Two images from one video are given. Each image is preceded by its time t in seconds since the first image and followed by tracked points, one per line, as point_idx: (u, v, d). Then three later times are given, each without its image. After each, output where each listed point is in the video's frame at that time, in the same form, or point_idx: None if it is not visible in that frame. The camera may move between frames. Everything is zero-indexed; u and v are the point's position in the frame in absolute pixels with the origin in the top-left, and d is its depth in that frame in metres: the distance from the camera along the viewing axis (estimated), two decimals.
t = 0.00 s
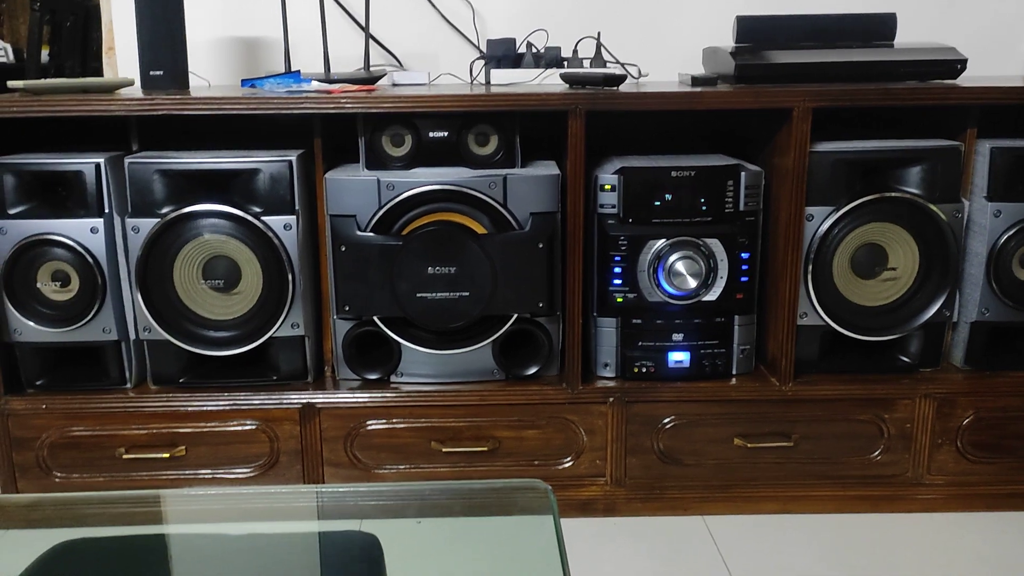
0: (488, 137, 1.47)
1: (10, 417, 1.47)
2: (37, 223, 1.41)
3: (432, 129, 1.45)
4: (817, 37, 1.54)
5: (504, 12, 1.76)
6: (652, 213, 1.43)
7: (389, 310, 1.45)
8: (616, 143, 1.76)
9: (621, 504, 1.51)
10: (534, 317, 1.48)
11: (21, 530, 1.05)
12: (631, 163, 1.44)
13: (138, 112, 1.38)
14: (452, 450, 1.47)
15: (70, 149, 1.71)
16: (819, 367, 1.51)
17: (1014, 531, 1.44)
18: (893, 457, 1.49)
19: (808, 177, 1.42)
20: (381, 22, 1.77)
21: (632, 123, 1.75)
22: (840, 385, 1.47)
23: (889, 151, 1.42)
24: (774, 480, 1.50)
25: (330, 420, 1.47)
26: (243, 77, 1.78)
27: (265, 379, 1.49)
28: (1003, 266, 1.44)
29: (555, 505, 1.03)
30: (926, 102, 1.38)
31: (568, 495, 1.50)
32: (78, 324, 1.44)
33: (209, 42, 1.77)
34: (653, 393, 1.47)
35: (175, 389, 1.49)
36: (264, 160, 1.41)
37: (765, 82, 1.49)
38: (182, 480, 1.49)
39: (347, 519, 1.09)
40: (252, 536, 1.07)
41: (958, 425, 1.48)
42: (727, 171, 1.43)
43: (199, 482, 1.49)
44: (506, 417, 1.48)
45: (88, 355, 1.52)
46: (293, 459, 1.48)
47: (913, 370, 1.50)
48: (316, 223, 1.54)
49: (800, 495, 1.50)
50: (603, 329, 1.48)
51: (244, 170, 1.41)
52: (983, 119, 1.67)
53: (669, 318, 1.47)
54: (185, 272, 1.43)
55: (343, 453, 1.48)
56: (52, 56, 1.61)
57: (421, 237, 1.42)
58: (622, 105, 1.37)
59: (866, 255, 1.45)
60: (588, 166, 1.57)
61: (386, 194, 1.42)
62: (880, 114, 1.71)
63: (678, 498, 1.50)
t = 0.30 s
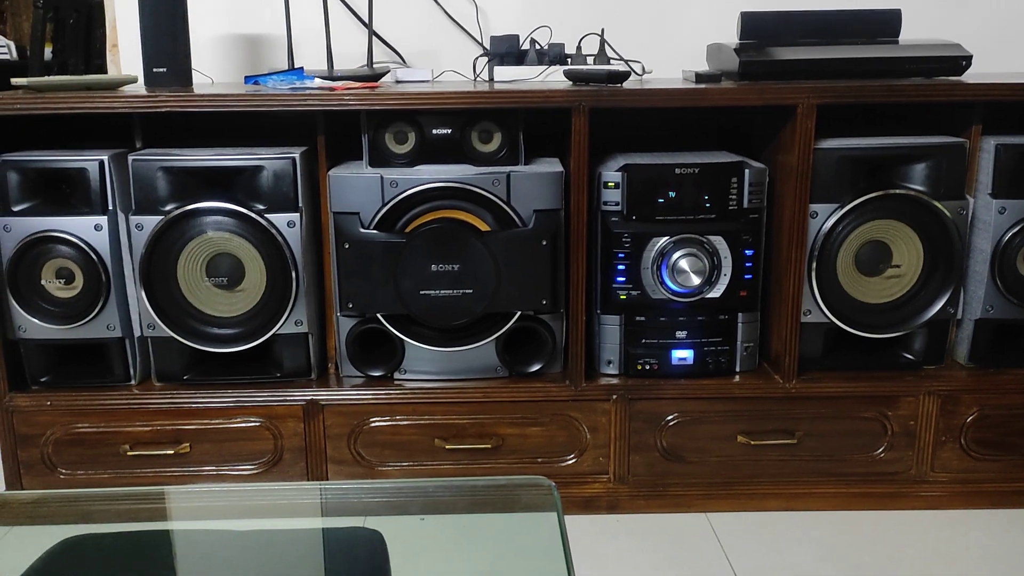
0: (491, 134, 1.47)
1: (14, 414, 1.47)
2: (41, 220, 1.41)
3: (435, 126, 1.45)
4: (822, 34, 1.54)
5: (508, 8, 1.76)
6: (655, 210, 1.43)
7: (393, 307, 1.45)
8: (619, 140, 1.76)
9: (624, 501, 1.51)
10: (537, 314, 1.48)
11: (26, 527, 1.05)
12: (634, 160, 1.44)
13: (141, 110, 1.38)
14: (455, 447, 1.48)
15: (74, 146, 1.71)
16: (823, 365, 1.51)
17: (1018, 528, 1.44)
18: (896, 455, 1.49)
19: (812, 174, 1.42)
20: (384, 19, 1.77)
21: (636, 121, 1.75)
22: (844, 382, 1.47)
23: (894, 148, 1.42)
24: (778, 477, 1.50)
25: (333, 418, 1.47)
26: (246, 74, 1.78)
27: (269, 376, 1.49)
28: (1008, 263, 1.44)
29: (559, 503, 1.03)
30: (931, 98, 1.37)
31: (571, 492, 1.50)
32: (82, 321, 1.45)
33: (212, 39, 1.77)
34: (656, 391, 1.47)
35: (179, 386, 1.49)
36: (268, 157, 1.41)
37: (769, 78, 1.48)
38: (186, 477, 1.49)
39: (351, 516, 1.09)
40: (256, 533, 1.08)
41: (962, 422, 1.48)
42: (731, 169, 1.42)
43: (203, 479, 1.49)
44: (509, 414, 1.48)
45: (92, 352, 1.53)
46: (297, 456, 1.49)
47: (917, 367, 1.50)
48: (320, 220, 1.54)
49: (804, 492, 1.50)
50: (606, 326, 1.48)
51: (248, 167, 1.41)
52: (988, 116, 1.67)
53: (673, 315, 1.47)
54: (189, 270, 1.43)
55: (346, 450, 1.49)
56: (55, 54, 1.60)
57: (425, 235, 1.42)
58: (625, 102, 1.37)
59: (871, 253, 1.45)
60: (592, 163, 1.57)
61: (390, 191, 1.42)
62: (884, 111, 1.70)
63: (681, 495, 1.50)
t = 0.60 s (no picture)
0: (492, 132, 1.47)
1: (16, 412, 1.47)
2: (42, 218, 1.41)
3: (436, 123, 1.45)
4: (822, 31, 1.54)
5: (509, 6, 1.76)
6: (656, 208, 1.43)
7: (394, 305, 1.45)
8: (620, 138, 1.76)
9: (625, 498, 1.51)
10: (538, 311, 1.48)
11: (28, 523, 1.04)
12: (635, 158, 1.44)
13: (142, 107, 1.38)
14: (456, 445, 1.48)
15: (75, 144, 1.71)
16: (823, 362, 1.51)
17: (1017, 525, 1.45)
18: (897, 452, 1.49)
19: (813, 172, 1.42)
20: (385, 17, 1.77)
21: (637, 118, 1.75)
22: (844, 379, 1.47)
23: (895, 146, 1.42)
24: (778, 475, 1.50)
25: (335, 415, 1.47)
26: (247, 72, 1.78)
27: (270, 374, 1.50)
28: (1008, 260, 1.44)
29: (560, 499, 1.04)
30: (932, 96, 1.38)
31: (572, 489, 1.50)
32: (84, 319, 1.45)
33: (213, 37, 1.77)
34: (657, 388, 1.47)
35: (181, 384, 1.49)
36: (269, 155, 1.41)
37: (770, 76, 1.49)
38: (188, 475, 1.49)
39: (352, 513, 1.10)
40: (257, 530, 1.08)
41: (962, 419, 1.48)
42: (732, 166, 1.43)
43: (204, 476, 1.49)
44: (510, 412, 1.48)
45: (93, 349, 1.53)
46: (298, 454, 1.49)
47: (918, 365, 1.50)
48: (321, 218, 1.54)
49: (804, 489, 1.50)
50: (607, 323, 1.48)
51: (249, 165, 1.42)
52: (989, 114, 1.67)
53: (673, 313, 1.47)
54: (190, 267, 1.43)
55: (347, 447, 1.49)
56: (57, 51, 1.60)
57: (426, 232, 1.42)
58: (627, 100, 1.37)
59: (871, 250, 1.45)
60: (593, 161, 1.57)
61: (391, 189, 1.42)
62: (885, 109, 1.70)
63: (682, 492, 1.51)
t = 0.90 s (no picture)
0: (490, 131, 1.47)
1: (14, 412, 1.47)
2: (40, 217, 1.41)
3: (434, 123, 1.45)
4: (820, 31, 1.54)
5: (507, 6, 1.76)
6: (654, 207, 1.43)
7: (392, 304, 1.45)
8: (618, 138, 1.77)
9: (623, 497, 1.51)
10: (536, 311, 1.48)
11: (26, 524, 1.04)
12: (633, 157, 1.45)
13: (140, 107, 1.38)
14: (454, 444, 1.48)
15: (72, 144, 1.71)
16: (821, 361, 1.51)
17: (1014, 524, 1.45)
18: (894, 451, 1.49)
19: (810, 171, 1.42)
20: (383, 17, 1.77)
21: (635, 118, 1.76)
22: (842, 378, 1.48)
23: (892, 145, 1.42)
24: (776, 474, 1.50)
25: (333, 415, 1.48)
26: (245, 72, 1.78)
27: (268, 373, 1.50)
28: (1004, 259, 1.45)
29: (554, 499, 1.05)
30: (928, 96, 1.38)
31: (570, 489, 1.50)
32: (82, 319, 1.45)
33: (211, 37, 1.77)
34: (655, 387, 1.47)
35: (179, 383, 1.49)
36: (267, 155, 1.41)
37: (767, 75, 1.49)
38: (185, 475, 1.49)
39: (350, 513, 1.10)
40: (256, 529, 1.08)
41: (959, 418, 1.48)
42: (730, 166, 1.43)
43: (202, 476, 1.49)
44: (508, 411, 1.48)
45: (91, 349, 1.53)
46: (296, 454, 1.49)
47: (915, 364, 1.51)
48: (319, 218, 1.55)
49: (802, 488, 1.50)
50: (605, 323, 1.49)
51: (247, 165, 1.42)
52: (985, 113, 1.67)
53: (671, 312, 1.48)
54: (188, 267, 1.43)
55: (345, 447, 1.49)
56: (56, 51, 1.60)
57: (424, 232, 1.42)
58: (624, 99, 1.37)
59: (869, 249, 1.45)
60: (591, 160, 1.57)
61: (389, 189, 1.42)
62: (882, 109, 1.71)
63: (680, 491, 1.51)
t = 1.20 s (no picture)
0: (486, 132, 1.47)
1: (9, 413, 1.47)
2: (36, 219, 1.41)
3: (430, 124, 1.45)
4: (816, 32, 1.54)
5: (503, 7, 1.76)
6: (650, 208, 1.43)
7: (388, 305, 1.45)
8: (615, 138, 1.77)
9: (619, 498, 1.51)
10: (533, 311, 1.48)
11: (23, 525, 1.05)
12: (629, 158, 1.45)
13: (135, 108, 1.38)
14: (450, 445, 1.48)
15: (68, 145, 1.71)
16: (817, 362, 1.51)
17: (1010, 524, 1.45)
18: (891, 451, 1.49)
19: (806, 172, 1.42)
20: (380, 18, 1.77)
21: (631, 119, 1.76)
22: (838, 379, 1.48)
23: (887, 146, 1.42)
24: (772, 474, 1.50)
25: (329, 416, 1.47)
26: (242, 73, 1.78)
27: (264, 374, 1.50)
28: (1000, 259, 1.45)
29: (547, 499, 1.03)
30: (924, 96, 1.38)
31: (567, 489, 1.50)
32: (77, 320, 1.45)
33: (207, 38, 1.77)
34: (651, 388, 1.47)
35: (175, 384, 1.49)
36: (263, 156, 1.41)
37: (763, 76, 1.49)
38: (181, 476, 1.49)
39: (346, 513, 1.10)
40: (251, 531, 1.08)
41: (956, 418, 1.48)
42: (725, 166, 1.43)
43: (198, 477, 1.49)
44: (505, 412, 1.48)
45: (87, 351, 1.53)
46: (292, 455, 1.49)
47: (911, 364, 1.51)
48: (315, 219, 1.54)
49: (799, 489, 1.50)
50: (601, 323, 1.49)
51: (243, 166, 1.41)
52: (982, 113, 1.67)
53: (667, 312, 1.47)
54: (184, 268, 1.43)
55: (342, 448, 1.49)
56: (52, 52, 1.60)
57: (420, 233, 1.42)
58: (620, 100, 1.37)
59: (864, 249, 1.45)
60: (586, 161, 1.57)
61: (384, 190, 1.42)
62: (878, 109, 1.71)
63: (676, 492, 1.51)
